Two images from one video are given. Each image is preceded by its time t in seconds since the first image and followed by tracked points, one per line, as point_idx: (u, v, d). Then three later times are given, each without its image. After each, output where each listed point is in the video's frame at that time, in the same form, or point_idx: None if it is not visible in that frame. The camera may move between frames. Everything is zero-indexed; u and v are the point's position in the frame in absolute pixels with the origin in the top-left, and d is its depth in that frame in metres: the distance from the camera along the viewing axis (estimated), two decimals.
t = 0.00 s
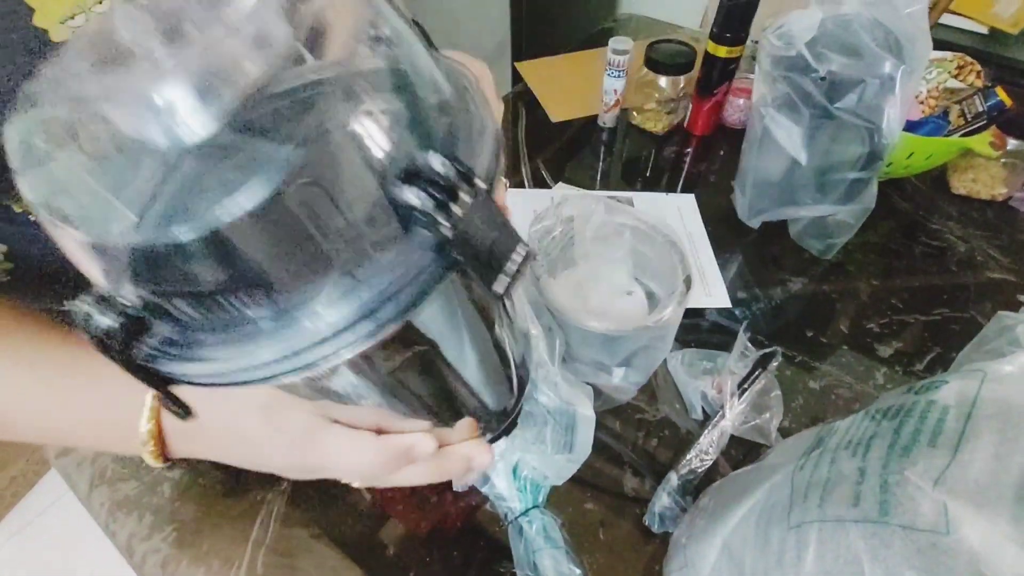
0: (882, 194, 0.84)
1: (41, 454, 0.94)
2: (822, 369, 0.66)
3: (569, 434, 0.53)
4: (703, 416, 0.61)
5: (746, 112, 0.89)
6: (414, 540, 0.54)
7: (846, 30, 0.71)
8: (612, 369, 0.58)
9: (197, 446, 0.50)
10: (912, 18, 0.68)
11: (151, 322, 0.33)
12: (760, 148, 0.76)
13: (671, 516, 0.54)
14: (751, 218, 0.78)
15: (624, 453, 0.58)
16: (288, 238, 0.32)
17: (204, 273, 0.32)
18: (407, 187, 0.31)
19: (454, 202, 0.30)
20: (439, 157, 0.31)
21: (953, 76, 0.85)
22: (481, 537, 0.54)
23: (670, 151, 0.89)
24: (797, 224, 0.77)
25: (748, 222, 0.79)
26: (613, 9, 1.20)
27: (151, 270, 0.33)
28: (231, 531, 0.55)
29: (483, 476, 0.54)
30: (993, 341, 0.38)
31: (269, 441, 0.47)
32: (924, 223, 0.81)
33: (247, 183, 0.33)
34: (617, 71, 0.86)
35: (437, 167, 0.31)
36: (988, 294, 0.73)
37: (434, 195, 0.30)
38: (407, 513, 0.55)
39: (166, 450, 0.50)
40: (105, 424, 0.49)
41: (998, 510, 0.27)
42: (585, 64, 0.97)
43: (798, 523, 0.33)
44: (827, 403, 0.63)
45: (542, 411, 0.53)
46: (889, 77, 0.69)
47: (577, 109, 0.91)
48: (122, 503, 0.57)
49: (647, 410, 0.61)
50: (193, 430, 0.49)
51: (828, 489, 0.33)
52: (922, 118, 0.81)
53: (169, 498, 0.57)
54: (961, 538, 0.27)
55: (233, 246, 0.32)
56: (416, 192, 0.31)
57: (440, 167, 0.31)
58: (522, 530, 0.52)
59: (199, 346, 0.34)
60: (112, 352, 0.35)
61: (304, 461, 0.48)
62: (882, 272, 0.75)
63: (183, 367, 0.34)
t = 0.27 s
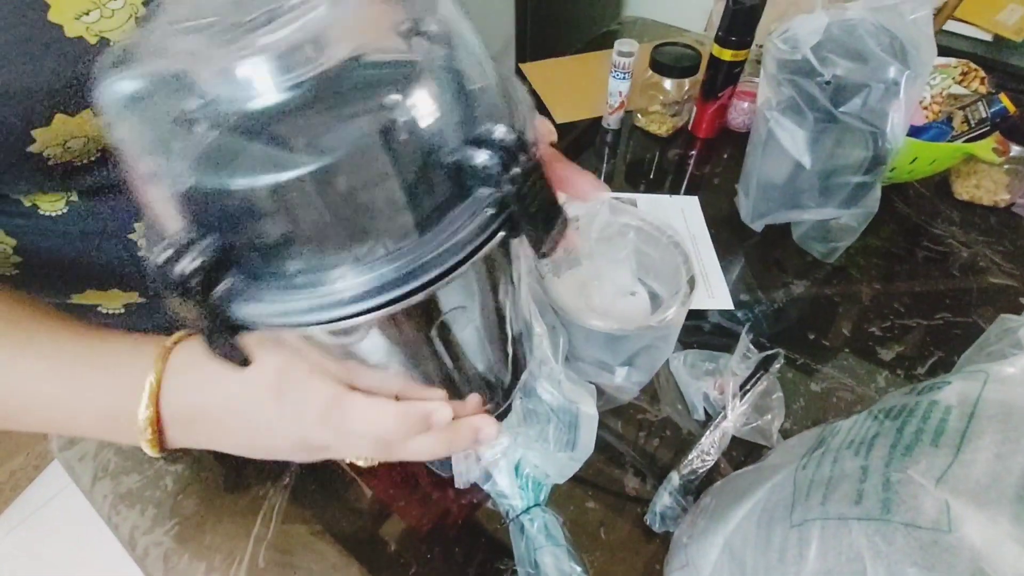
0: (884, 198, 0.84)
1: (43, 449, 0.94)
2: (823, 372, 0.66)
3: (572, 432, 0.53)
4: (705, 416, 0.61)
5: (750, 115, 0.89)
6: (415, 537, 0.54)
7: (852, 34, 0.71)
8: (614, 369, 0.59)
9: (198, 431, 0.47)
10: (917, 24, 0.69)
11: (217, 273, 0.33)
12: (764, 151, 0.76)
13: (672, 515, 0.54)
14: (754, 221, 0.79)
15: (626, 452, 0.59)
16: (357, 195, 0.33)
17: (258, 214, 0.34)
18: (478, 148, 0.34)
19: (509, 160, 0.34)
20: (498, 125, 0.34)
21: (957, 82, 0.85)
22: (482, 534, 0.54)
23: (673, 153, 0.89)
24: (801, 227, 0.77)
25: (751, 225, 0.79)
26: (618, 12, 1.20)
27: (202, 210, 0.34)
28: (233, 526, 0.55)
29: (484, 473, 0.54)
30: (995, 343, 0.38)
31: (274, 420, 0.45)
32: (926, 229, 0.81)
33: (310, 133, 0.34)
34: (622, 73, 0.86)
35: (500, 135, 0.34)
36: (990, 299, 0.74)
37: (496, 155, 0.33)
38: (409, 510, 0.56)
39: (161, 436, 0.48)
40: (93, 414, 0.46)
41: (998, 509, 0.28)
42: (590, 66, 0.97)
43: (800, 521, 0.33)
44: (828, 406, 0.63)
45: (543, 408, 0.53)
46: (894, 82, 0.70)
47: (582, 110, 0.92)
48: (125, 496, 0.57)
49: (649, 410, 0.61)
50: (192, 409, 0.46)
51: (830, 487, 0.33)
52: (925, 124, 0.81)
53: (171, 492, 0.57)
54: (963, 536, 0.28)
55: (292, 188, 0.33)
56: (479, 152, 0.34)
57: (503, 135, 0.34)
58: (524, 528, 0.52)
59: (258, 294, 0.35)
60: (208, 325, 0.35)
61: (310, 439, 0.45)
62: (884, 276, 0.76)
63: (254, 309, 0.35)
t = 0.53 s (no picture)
0: (884, 204, 0.85)
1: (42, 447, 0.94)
2: (822, 377, 0.66)
3: (571, 436, 0.54)
4: (704, 420, 0.61)
5: (751, 120, 0.90)
6: (414, 538, 0.54)
7: (853, 40, 0.72)
8: (614, 372, 0.59)
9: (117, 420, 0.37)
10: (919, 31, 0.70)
11: (441, 296, 0.47)
12: (765, 156, 0.76)
13: (670, 519, 0.54)
14: (754, 225, 0.79)
15: (624, 455, 0.59)
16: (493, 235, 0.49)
17: (439, 246, 0.48)
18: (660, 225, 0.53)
19: (677, 252, 0.51)
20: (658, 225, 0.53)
21: (957, 89, 0.85)
22: (480, 536, 0.55)
23: (674, 157, 0.89)
24: (801, 232, 0.77)
25: (751, 229, 0.79)
26: (620, 16, 1.21)
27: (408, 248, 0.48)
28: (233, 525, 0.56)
29: (483, 475, 0.54)
30: (992, 350, 0.38)
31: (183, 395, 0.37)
32: (926, 234, 0.81)
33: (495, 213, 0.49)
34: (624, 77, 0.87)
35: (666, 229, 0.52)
36: (988, 305, 0.74)
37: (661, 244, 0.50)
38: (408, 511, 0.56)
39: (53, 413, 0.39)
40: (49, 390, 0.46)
41: (992, 514, 0.28)
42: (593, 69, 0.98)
43: (797, 524, 0.33)
44: (827, 411, 0.63)
45: (542, 414, 0.54)
46: (894, 88, 0.70)
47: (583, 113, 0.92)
48: (126, 495, 0.57)
49: (649, 413, 0.62)
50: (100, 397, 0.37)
51: (828, 491, 0.33)
52: (925, 130, 0.82)
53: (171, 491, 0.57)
54: (957, 541, 0.28)
55: (495, 254, 0.49)
56: (659, 242, 0.51)
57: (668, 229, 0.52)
58: (522, 530, 0.52)
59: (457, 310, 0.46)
60: (431, 331, 0.46)
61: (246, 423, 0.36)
62: (883, 281, 0.76)
63: (467, 343, 0.46)
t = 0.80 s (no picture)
0: (884, 208, 0.84)
1: (38, 444, 0.94)
2: (820, 381, 0.66)
3: (566, 437, 0.52)
4: (701, 424, 0.61)
5: (751, 123, 0.90)
6: (409, 540, 0.54)
7: (852, 45, 0.72)
8: (611, 375, 0.59)
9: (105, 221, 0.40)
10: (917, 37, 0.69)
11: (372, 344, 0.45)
12: (764, 160, 0.76)
13: (667, 522, 0.54)
14: (753, 229, 0.79)
15: (621, 459, 0.59)
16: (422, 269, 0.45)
17: (379, 259, 0.45)
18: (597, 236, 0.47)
19: (616, 270, 0.45)
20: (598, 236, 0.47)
21: (957, 94, 0.85)
22: (475, 539, 0.54)
23: (674, 160, 0.89)
24: (800, 235, 0.77)
25: (750, 233, 0.79)
26: (621, 18, 1.21)
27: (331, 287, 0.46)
28: (227, 525, 0.55)
29: (479, 478, 0.54)
30: (990, 357, 0.38)
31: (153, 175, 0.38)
32: (926, 239, 0.81)
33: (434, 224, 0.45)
34: (624, 79, 0.87)
35: (600, 244, 0.46)
36: (988, 310, 0.74)
37: (599, 262, 0.45)
38: (404, 514, 0.56)
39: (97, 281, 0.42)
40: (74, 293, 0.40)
41: (989, 523, 0.28)
42: (593, 71, 0.98)
43: (792, 531, 0.33)
44: (825, 415, 0.63)
45: (538, 415, 0.53)
46: (893, 93, 0.70)
47: (583, 115, 0.92)
48: (119, 495, 0.57)
49: (646, 417, 0.61)
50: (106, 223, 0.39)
51: (823, 498, 0.33)
52: (925, 134, 0.81)
53: (166, 491, 0.57)
54: (952, 549, 0.28)
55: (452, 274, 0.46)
56: (592, 261, 0.45)
57: (603, 243, 0.46)
58: (518, 533, 0.52)
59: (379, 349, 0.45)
60: (339, 379, 0.44)
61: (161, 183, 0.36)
62: (883, 286, 0.76)
63: (390, 385, 0.45)
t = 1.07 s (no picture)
0: (885, 206, 0.84)
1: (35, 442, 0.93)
2: (821, 379, 0.66)
3: (567, 434, 0.52)
4: (701, 422, 0.61)
5: (752, 120, 0.89)
6: (406, 538, 0.54)
7: (853, 40, 0.71)
8: (610, 371, 0.58)
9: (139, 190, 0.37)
10: (920, 31, 0.69)
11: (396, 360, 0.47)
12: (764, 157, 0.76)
13: (666, 520, 0.54)
14: (753, 226, 0.78)
15: (620, 456, 0.58)
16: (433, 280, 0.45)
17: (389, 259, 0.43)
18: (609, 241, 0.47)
19: (627, 272, 0.45)
20: (609, 241, 0.47)
21: (958, 91, 0.85)
22: (472, 537, 0.54)
23: (674, 157, 0.89)
24: (800, 232, 0.77)
25: (750, 230, 0.79)
26: (622, 15, 1.20)
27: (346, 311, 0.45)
28: (224, 522, 0.55)
29: (478, 475, 0.54)
30: (993, 352, 0.37)
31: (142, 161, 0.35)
32: (927, 237, 0.81)
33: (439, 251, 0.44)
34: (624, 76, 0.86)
35: (611, 248, 0.46)
36: (989, 308, 0.73)
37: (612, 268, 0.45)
38: (401, 511, 0.55)
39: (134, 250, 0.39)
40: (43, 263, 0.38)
41: (993, 519, 0.27)
42: (593, 67, 0.98)
43: (793, 527, 0.33)
44: (825, 413, 0.63)
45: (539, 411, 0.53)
46: (895, 88, 0.69)
47: (582, 112, 0.92)
48: (116, 492, 0.57)
49: (645, 414, 0.61)
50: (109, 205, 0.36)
51: (824, 494, 0.33)
52: (926, 132, 0.81)
53: (163, 488, 0.57)
54: (956, 546, 0.27)
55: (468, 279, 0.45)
56: (604, 268, 0.45)
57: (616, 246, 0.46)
58: (516, 530, 0.52)
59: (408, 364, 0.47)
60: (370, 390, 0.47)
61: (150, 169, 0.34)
62: (884, 283, 0.75)
63: (417, 396, 0.48)
